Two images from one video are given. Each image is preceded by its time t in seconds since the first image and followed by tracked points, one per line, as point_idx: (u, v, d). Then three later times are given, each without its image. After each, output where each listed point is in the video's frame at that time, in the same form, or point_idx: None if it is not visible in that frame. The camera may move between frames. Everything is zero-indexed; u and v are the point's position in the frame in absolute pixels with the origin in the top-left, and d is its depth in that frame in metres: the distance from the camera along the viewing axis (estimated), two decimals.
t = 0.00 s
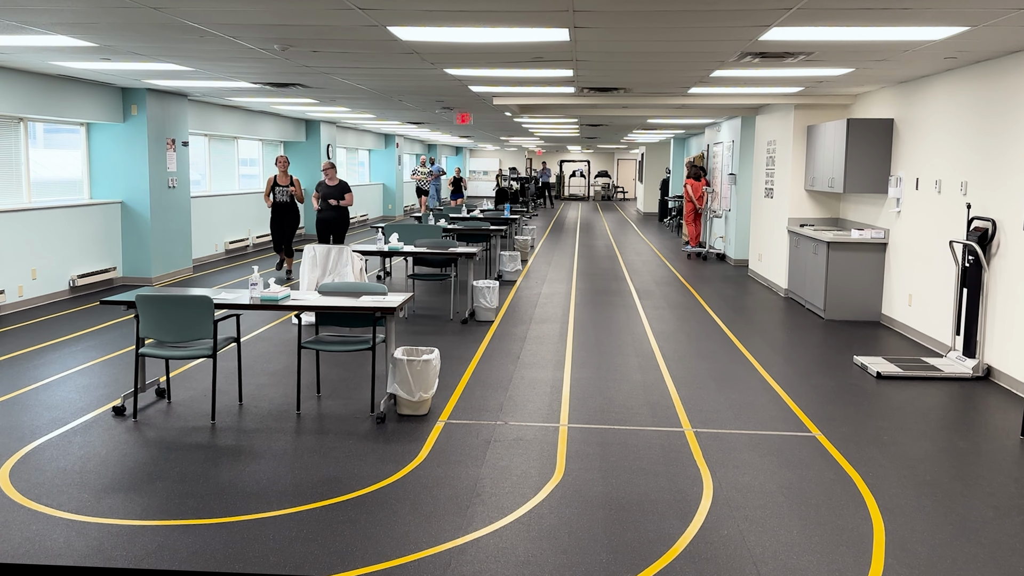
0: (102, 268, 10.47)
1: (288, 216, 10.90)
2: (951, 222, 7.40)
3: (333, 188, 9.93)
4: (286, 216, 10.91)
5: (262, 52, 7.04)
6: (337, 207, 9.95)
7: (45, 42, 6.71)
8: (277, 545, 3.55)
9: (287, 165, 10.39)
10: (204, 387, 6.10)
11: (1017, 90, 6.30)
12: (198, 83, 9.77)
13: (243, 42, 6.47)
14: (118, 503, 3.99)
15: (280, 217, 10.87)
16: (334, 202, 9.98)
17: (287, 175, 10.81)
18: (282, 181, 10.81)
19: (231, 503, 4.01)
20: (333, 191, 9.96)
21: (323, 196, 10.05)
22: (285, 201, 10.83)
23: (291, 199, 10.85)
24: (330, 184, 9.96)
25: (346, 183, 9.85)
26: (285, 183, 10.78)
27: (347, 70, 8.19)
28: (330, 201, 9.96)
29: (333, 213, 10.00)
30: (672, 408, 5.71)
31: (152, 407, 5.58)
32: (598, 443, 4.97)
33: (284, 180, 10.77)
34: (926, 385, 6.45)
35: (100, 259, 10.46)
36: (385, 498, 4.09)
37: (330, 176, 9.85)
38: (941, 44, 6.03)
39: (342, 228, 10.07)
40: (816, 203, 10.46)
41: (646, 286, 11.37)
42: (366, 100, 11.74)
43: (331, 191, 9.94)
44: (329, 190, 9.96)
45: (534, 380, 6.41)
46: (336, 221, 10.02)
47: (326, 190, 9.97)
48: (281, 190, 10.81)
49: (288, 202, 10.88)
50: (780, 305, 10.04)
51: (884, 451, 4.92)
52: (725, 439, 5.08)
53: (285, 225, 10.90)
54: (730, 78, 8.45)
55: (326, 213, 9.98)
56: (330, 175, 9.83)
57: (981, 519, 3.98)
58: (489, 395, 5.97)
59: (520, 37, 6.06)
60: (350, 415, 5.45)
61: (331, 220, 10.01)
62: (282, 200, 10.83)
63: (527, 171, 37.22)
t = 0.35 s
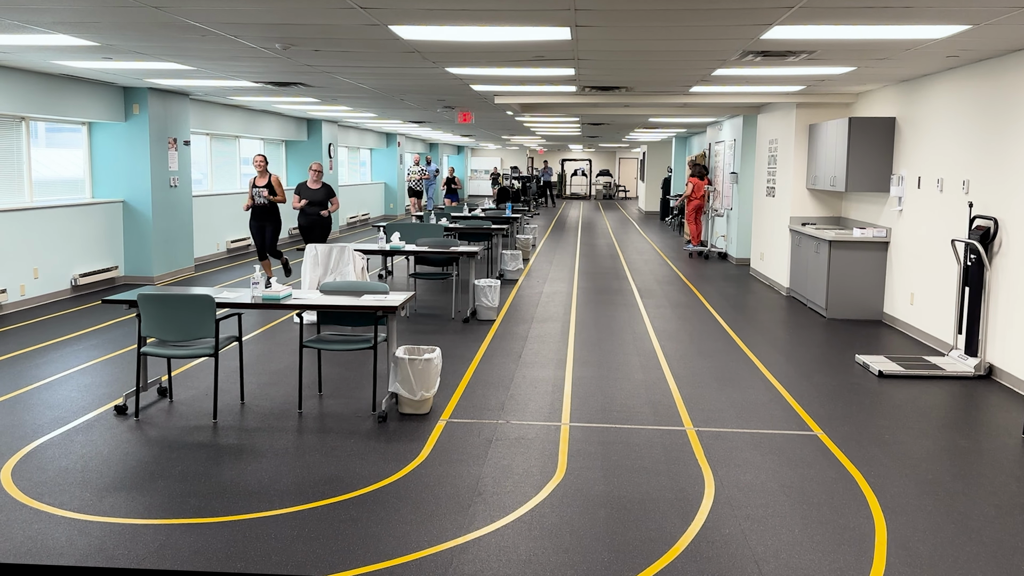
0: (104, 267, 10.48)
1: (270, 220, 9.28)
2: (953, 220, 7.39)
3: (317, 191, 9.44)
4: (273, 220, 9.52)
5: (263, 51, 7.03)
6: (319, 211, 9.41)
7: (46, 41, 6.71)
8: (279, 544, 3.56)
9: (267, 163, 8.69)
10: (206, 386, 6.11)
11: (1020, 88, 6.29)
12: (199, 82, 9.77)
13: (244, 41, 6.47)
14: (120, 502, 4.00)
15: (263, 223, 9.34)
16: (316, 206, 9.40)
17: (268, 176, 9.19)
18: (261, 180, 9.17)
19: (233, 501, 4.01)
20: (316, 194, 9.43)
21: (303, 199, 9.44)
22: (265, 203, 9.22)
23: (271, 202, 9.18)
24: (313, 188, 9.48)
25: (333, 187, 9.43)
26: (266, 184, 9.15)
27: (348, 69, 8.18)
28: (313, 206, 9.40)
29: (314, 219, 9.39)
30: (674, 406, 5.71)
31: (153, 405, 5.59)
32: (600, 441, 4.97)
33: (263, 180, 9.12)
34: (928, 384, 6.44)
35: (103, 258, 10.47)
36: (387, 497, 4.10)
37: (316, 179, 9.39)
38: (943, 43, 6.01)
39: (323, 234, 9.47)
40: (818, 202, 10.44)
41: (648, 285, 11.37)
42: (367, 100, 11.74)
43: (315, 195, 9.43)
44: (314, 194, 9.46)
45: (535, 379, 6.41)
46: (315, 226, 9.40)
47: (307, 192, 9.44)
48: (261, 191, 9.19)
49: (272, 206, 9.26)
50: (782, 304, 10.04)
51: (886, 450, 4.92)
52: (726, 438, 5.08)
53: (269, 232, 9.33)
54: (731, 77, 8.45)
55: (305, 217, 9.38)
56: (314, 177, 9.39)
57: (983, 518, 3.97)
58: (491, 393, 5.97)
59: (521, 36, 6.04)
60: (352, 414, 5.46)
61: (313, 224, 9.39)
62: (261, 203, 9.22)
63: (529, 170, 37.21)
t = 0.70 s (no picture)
0: (107, 267, 10.49)
1: (248, 220, 8.80)
2: (955, 219, 7.37)
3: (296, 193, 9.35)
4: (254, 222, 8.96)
5: (265, 51, 7.03)
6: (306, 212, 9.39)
7: (48, 41, 6.71)
8: (281, 543, 3.56)
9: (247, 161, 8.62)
10: (208, 385, 6.12)
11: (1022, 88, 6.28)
12: (201, 81, 9.77)
13: (246, 40, 6.46)
14: (122, 501, 4.00)
15: (240, 223, 8.80)
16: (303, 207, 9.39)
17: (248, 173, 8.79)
18: (240, 178, 8.76)
19: (235, 500, 4.02)
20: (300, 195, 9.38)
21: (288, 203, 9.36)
22: (244, 203, 8.74)
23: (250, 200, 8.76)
24: (296, 190, 9.41)
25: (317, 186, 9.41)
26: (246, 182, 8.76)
27: (350, 68, 8.17)
28: (295, 207, 9.34)
29: (301, 220, 9.37)
30: (675, 406, 5.71)
31: (156, 405, 5.60)
32: (601, 441, 4.97)
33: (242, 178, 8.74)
34: (930, 383, 6.44)
35: (104, 257, 10.48)
36: (389, 496, 4.10)
37: (298, 180, 9.36)
38: (945, 42, 6.00)
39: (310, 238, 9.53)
40: (820, 201, 10.42)
41: (650, 284, 11.37)
42: (369, 99, 11.73)
43: (298, 197, 9.36)
44: (297, 196, 9.37)
45: (537, 378, 6.42)
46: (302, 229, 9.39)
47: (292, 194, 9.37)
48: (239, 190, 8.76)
49: (250, 204, 8.83)
50: (784, 303, 10.03)
51: (888, 449, 4.92)
52: (727, 437, 5.08)
53: (245, 232, 8.81)
54: (733, 76, 8.43)
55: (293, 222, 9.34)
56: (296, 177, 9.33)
57: (985, 518, 3.97)
58: (493, 393, 5.98)
59: (522, 34, 6.02)
60: (354, 413, 5.46)
61: (300, 228, 9.37)
62: (239, 203, 8.72)
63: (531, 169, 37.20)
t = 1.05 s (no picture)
0: (109, 266, 10.50)
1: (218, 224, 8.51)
2: (958, 219, 7.35)
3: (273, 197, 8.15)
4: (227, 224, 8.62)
5: (268, 50, 7.03)
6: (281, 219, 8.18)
7: (50, 41, 6.71)
8: (283, 543, 3.56)
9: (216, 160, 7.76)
10: (210, 384, 6.12)
11: None
12: (203, 81, 9.77)
13: (249, 40, 6.46)
14: (124, 500, 4.01)
15: (210, 227, 8.53)
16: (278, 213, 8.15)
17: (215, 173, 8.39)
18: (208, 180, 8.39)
19: (237, 500, 4.02)
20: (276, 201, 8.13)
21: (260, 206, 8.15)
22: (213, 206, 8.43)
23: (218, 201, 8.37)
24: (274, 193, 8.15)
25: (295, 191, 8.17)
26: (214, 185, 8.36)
27: (352, 68, 8.17)
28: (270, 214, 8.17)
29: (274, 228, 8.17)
30: (677, 406, 5.70)
31: (158, 404, 5.60)
32: (604, 441, 4.97)
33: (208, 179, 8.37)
34: (933, 383, 6.42)
35: (107, 257, 10.50)
36: (391, 496, 4.09)
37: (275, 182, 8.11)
38: (949, 41, 5.98)
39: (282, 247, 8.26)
40: (823, 200, 10.40)
41: (652, 284, 11.36)
42: (371, 99, 11.74)
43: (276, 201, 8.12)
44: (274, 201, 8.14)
45: (540, 377, 6.42)
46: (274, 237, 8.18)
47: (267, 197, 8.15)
48: (206, 192, 8.40)
49: (221, 207, 8.53)
50: (786, 303, 10.01)
51: (891, 449, 4.91)
52: (730, 437, 5.07)
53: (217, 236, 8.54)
54: (736, 75, 8.42)
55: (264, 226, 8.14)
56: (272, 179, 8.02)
57: (987, 518, 3.96)
58: (495, 392, 5.97)
59: (525, 34, 6.02)
60: (356, 413, 5.47)
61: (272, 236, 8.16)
62: (207, 206, 8.42)
63: (533, 169, 37.18)
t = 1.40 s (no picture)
0: (112, 266, 10.51)
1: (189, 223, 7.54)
2: (962, 218, 7.34)
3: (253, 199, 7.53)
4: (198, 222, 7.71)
5: (271, 50, 7.03)
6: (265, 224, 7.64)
7: (53, 41, 6.71)
8: (287, 542, 3.57)
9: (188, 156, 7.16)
10: (214, 384, 6.13)
11: None
12: (206, 81, 9.78)
13: (252, 40, 6.47)
14: (128, 499, 4.01)
15: (179, 225, 7.55)
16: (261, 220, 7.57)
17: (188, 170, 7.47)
18: (180, 176, 7.41)
19: (241, 500, 4.02)
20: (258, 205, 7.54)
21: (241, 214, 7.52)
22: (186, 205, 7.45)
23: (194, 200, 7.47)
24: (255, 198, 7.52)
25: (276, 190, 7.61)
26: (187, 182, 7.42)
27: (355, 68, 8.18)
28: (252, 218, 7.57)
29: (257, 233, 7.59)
30: (680, 405, 5.69)
31: (162, 404, 5.60)
32: (607, 440, 4.97)
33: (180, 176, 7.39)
34: (936, 383, 6.41)
35: (111, 256, 10.51)
36: (394, 496, 4.09)
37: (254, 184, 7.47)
38: (951, 40, 5.98)
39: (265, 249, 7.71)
40: (826, 200, 10.40)
41: (655, 284, 11.35)
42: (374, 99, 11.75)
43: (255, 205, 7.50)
44: (255, 207, 7.51)
45: (542, 377, 6.42)
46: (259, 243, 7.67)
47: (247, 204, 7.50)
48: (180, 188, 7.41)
49: (192, 204, 7.55)
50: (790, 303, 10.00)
51: (894, 449, 4.90)
52: (734, 437, 5.06)
53: (186, 236, 7.57)
54: (739, 74, 8.42)
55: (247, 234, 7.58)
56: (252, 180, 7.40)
57: (991, 518, 3.95)
58: (498, 392, 5.97)
59: (527, 34, 6.02)
60: (359, 412, 5.47)
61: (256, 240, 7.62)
62: (179, 204, 7.43)
63: (536, 169, 37.20)
